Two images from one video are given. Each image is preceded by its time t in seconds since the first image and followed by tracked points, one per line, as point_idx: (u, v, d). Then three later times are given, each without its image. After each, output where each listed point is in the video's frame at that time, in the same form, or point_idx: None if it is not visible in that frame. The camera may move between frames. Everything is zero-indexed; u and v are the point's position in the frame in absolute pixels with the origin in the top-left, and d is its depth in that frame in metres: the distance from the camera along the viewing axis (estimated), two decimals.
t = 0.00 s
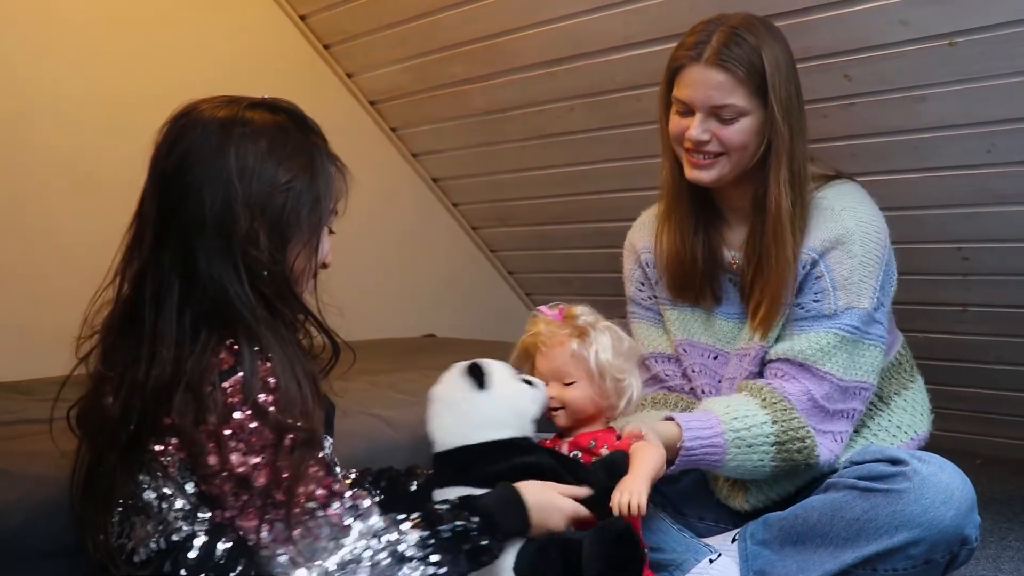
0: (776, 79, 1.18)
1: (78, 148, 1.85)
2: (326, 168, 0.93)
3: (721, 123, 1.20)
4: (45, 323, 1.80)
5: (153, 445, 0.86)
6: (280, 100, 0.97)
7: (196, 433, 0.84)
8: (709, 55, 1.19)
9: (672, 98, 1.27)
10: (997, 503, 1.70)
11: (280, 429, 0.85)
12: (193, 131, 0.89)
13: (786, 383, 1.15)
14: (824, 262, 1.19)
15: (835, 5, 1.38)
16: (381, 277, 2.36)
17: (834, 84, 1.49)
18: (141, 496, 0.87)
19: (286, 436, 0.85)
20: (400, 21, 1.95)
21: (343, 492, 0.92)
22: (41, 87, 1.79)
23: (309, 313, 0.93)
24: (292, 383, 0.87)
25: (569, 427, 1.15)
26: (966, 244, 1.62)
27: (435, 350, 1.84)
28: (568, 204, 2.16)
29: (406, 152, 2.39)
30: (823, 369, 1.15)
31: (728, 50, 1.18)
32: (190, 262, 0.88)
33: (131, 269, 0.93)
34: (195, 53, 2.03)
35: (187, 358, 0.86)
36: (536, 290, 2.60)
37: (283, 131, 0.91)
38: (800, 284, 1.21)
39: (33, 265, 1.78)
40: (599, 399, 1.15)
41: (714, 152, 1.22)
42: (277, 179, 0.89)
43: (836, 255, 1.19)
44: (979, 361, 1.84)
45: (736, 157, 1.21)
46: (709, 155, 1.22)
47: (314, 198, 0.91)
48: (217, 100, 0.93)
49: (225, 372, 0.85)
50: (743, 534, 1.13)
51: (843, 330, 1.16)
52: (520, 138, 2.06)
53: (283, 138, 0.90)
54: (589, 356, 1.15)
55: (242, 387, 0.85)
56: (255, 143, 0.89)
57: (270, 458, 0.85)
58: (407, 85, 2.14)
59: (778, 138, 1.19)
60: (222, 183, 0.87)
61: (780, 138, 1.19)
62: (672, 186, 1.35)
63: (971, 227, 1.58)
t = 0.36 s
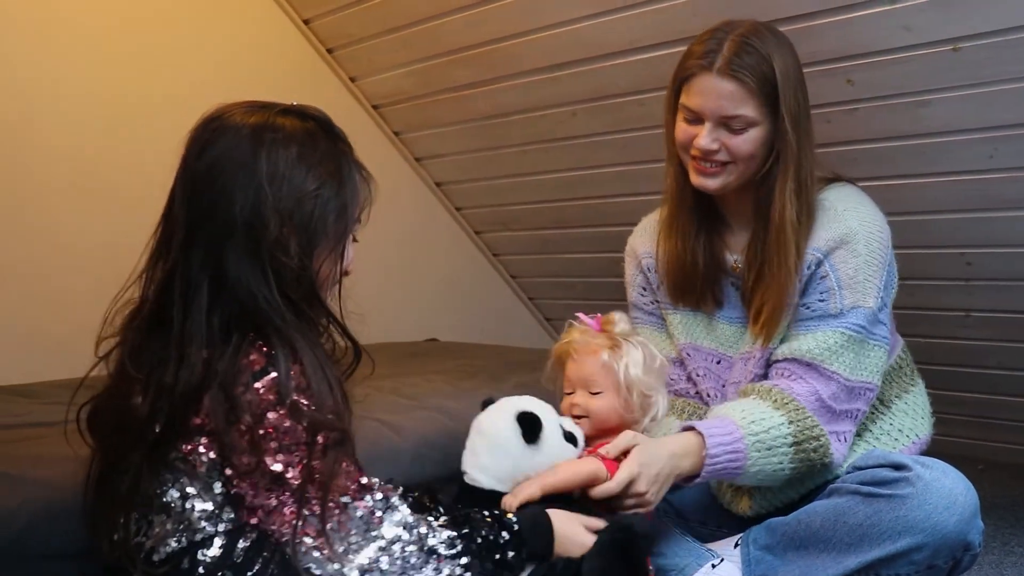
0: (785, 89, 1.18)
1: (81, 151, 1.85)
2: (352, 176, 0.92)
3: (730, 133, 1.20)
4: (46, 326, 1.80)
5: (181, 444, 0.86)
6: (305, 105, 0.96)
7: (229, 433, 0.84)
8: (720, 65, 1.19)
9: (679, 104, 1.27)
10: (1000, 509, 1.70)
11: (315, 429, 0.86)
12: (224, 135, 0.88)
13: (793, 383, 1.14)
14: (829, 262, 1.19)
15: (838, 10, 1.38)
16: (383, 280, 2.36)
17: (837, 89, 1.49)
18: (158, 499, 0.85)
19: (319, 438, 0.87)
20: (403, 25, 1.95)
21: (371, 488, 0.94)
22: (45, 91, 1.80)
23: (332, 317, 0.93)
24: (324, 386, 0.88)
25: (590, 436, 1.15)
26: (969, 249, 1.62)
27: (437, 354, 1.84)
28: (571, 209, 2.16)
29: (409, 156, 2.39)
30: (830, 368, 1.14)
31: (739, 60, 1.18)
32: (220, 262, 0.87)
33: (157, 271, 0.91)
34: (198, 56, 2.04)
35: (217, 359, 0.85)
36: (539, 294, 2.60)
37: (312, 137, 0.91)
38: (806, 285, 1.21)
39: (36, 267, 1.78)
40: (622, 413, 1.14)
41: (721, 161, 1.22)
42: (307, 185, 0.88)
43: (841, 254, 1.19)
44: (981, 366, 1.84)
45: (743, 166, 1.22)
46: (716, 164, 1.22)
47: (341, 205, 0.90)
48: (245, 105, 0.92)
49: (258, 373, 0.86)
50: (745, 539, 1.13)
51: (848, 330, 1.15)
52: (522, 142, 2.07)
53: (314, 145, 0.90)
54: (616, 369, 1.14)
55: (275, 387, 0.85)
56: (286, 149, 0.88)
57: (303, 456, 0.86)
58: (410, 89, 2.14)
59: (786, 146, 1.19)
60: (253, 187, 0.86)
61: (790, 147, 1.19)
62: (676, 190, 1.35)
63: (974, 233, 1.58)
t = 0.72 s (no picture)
0: (796, 94, 1.19)
1: (83, 152, 1.85)
2: (366, 185, 0.92)
3: (740, 138, 1.20)
4: (47, 328, 1.79)
5: (205, 442, 0.84)
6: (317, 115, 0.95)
7: (256, 435, 0.83)
8: (732, 70, 1.19)
9: (688, 108, 1.27)
10: (1002, 512, 1.70)
11: (344, 430, 0.86)
12: (236, 147, 0.87)
13: (800, 386, 1.15)
14: (835, 265, 1.20)
15: (841, 13, 1.38)
16: (384, 282, 2.35)
17: (840, 92, 1.49)
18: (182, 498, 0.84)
19: (350, 439, 0.86)
20: (405, 28, 1.95)
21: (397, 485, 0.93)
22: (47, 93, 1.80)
23: (351, 326, 0.92)
24: (350, 388, 0.87)
25: (608, 438, 1.13)
26: (971, 252, 1.63)
27: (440, 357, 1.84)
28: (573, 211, 2.16)
29: (410, 159, 2.39)
30: (837, 372, 1.15)
31: (748, 65, 1.18)
32: (239, 269, 0.85)
33: (176, 281, 0.90)
34: (200, 56, 2.04)
35: (241, 364, 0.85)
36: (540, 296, 2.60)
37: (326, 146, 0.90)
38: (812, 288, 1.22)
39: (39, 268, 1.78)
40: (641, 418, 1.12)
41: (731, 166, 1.22)
42: (322, 196, 0.87)
43: (847, 258, 1.19)
44: (982, 369, 1.85)
45: (752, 170, 1.22)
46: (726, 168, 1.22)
47: (356, 214, 0.90)
48: (258, 116, 0.91)
49: (283, 374, 0.85)
50: (745, 542, 1.14)
51: (855, 333, 1.16)
52: (524, 145, 2.07)
53: (329, 154, 0.89)
54: (638, 374, 1.11)
55: (306, 388, 0.85)
56: (299, 159, 0.87)
57: (334, 456, 0.86)
58: (412, 92, 2.14)
59: (797, 151, 1.20)
60: (267, 196, 0.85)
61: (802, 153, 1.20)
62: (682, 193, 1.35)
63: (977, 236, 1.58)
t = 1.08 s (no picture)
0: (802, 96, 1.19)
1: (84, 152, 1.85)
2: (380, 186, 0.92)
3: (745, 139, 1.20)
4: (48, 327, 1.79)
5: (213, 439, 0.84)
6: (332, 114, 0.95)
7: (264, 433, 0.83)
8: (737, 73, 1.19)
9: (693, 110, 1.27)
10: (1001, 514, 1.70)
11: (349, 430, 0.86)
12: (254, 143, 0.87)
13: (800, 382, 1.15)
14: (838, 262, 1.20)
15: (843, 15, 1.38)
16: (385, 283, 2.35)
17: (842, 94, 1.49)
18: (187, 494, 0.83)
19: (354, 440, 0.87)
20: (406, 28, 1.95)
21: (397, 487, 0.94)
22: (48, 92, 1.80)
23: (359, 325, 0.92)
24: (357, 388, 0.87)
25: (609, 440, 1.13)
26: (972, 255, 1.63)
27: (441, 357, 1.84)
28: (574, 212, 2.16)
29: (412, 159, 2.39)
30: (837, 368, 1.14)
31: (753, 67, 1.18)
32: (251, 265, 0.85)
33: (186, 275, 0.90)
34: (201, 56, 2.04)
35: (251, 360, 0.85)
36: (540, 297, 2.60)
37: (343, 147, 0.90)
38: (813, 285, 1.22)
39: (41, 267, 1.78)
40: (640, 418, 1.11)
41: (736, 167, 1.22)
42: (337, 196, 0.88)
43: (850, 255, 1.19)
44: (983, 371, 1.85)
45: (757, 171, 1.22)
46: (731, 169, 1.22)
47: (370, 214, 0.90)
48: (278, 114, 0.91)
49: (290, 373, 0.85)
50: (746, 544, 1.13)
51: (856, 329, 1.16)
52: (525, 146, 2.07)
53: (345, 153, 0.89)
54: (635, 375, 1.11)
55: (313, 389, 0.85)
56: (317, 158, 0.87)
57: (338, 456, 0.86)
58: (413, 92, 2.14)
59: (802, 153, 1.20)
60: (284, 193, 0.85)
61: (807, 154, 1.20)
62: (687, 192, 1.35)
63: (978, 238, 1.59)
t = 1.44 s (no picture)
0: (787, 88, 1.20)
1: (84, 149, 1.85)
2: (389, 183, 0.92)
3: (733, 131, 1.21)
4: (48, 324, 1.79)
5: (216, 439, 0.84)
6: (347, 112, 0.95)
7: (266, 434, 0.83)
8: (724, 65, 1.19)
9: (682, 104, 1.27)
10: (1001, 514, 1.70)
11: (350, 431, 0.86)
12: (266, 138, 0.87)
13: (788, 371, 1.14)
14: (823, 249, 1.20)
15: (845, 14, 1.38)
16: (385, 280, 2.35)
17: (843, 93, 1.49)
18: (187, 496, 0.83)
19: (354, 442, 0.86)
20: (407, 26, 1.95)
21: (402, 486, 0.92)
22: (48, 89, 1.80)
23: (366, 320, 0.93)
24: (358, 389, 0.87)
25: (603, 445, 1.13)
26: (973, 254, 1.63)
27: (442, 355, 1.84)
28: (575, 211, 2.16)
29: (412, 157, 2.39)
30: (825, 354, 1.14)
31: (740, 60, 1.19)
32: (258, 262, 0.85)
33: (192, 269, 0.90)
34: (201, 54, 2.04)
35: (255, 358, 0.84)
36: (541, 295, 2.60)
37: (354, 145, 0.90)
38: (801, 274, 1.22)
39: (41, 264, 1.78)
40: (633, 422, 1.11)
41: (726, 158, 1.23)
42: (348, 193, 0.88)
43: (835, 242, 1.19)
44: (983, 371, 1.84)
45: (746, 163, 1.22)
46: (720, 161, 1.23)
47: (379, 212, 0.90)
48: (287, 109, 0.91)
49: (292, 374, 0.85)
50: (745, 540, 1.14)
51: (843, 315, 1.15)
52: (526, 144, 2.07)
53: (356, 151, 0.89)
54: (626, 380, 1.11)
55: (313, 394, 0.84)
56: (329, 154, 0.87)
57: (341, 458, 0.86)
58: (414, 90, 2.14)
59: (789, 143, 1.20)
60: (296, 191, 0.85)
61: (792, 144, 1.20)
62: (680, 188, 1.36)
63: (979, 238, 1.58)
